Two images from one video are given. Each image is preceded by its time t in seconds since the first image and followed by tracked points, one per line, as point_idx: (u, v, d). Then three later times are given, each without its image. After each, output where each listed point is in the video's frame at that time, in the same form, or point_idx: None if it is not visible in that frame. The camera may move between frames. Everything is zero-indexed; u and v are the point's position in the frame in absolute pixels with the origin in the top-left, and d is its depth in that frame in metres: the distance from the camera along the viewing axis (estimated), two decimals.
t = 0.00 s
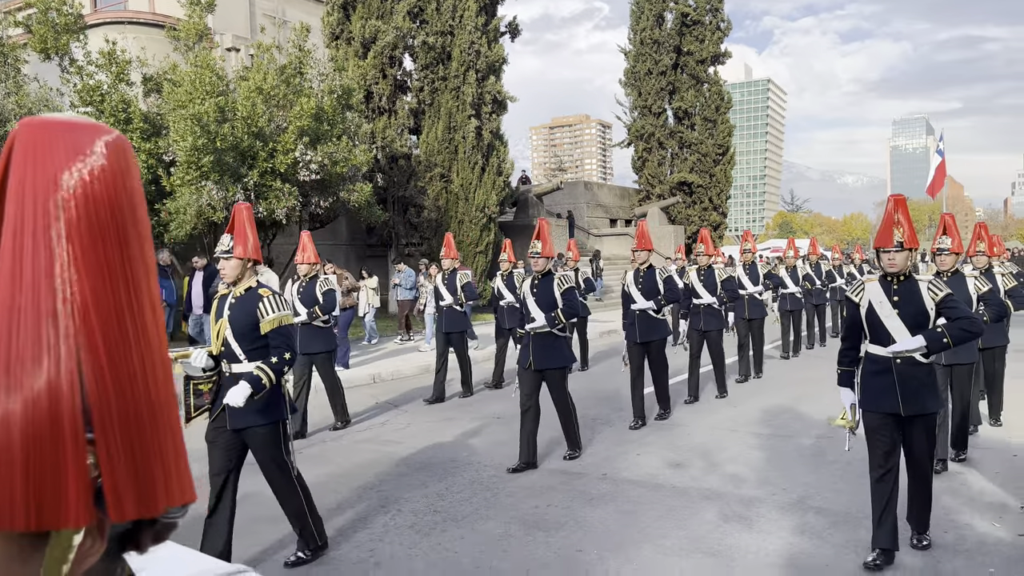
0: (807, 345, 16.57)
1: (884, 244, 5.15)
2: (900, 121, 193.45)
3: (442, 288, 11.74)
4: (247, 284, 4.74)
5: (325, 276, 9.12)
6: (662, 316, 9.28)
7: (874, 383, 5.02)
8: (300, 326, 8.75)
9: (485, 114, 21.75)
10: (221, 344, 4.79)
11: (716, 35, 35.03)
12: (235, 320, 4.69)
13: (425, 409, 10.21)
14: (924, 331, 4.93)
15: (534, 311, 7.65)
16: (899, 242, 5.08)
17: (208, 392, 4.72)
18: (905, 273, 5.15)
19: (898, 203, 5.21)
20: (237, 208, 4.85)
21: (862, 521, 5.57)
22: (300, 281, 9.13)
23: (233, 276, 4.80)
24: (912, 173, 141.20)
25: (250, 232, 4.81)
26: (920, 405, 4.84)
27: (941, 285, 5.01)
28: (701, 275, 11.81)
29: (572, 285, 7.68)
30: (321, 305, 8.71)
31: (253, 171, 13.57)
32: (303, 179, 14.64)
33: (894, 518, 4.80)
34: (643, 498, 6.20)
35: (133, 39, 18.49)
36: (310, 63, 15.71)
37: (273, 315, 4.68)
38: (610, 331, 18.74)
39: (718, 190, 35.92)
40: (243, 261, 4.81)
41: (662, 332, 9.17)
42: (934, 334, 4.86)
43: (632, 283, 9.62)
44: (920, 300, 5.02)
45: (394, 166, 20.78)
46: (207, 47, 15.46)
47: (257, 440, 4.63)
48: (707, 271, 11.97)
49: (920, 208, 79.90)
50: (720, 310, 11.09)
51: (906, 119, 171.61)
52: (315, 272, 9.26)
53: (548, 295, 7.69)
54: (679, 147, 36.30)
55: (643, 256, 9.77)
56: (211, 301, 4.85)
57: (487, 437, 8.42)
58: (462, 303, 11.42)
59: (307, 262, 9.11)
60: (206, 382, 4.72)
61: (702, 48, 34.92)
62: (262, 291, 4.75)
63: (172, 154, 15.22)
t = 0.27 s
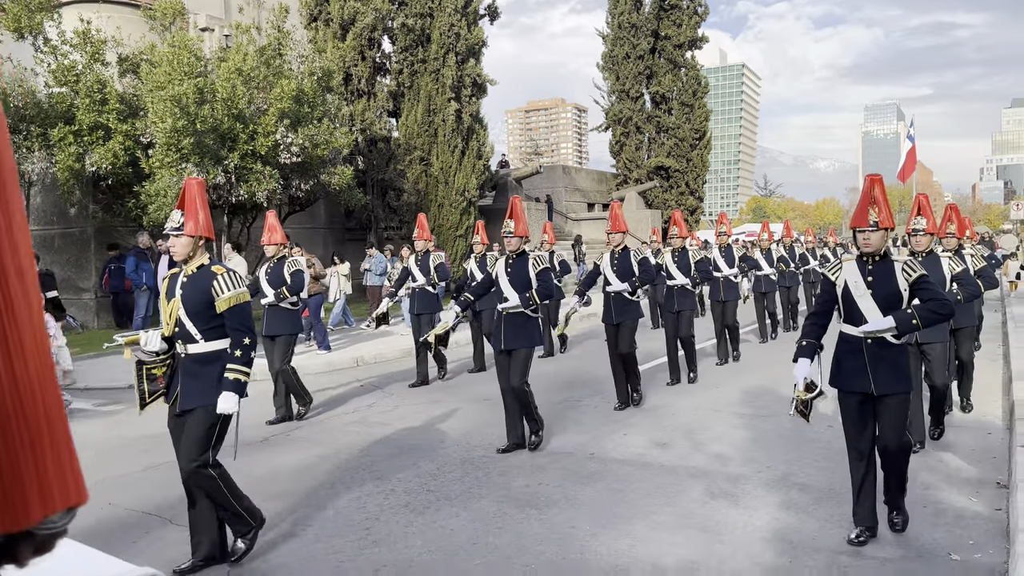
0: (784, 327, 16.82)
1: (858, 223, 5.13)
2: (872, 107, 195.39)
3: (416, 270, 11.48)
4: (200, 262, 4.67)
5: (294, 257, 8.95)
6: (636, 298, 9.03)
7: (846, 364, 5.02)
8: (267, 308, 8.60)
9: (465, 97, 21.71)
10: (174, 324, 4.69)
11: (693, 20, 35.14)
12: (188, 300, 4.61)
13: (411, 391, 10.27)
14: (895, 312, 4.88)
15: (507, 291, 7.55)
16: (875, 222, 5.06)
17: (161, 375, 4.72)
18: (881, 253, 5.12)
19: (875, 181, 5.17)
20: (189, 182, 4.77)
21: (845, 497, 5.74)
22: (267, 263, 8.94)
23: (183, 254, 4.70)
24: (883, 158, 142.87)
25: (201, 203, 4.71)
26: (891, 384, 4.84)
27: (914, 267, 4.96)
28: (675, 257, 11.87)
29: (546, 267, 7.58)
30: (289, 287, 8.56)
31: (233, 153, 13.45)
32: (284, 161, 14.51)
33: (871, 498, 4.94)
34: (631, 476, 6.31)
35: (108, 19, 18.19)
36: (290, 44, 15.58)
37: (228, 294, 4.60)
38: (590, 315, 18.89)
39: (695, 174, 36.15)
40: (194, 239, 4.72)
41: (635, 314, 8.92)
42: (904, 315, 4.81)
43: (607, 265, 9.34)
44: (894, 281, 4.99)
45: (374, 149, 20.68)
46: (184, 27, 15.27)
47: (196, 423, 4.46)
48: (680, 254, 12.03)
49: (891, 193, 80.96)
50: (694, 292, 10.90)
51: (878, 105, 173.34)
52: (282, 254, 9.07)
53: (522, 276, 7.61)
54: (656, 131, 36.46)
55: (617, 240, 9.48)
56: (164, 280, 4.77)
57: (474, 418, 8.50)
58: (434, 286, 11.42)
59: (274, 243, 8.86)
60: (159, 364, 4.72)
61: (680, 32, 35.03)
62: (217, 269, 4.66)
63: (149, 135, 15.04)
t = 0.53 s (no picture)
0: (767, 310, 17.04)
1: (842, 208, 5.04)
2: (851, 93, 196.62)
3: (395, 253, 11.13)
4: (163, 252, 4.35)
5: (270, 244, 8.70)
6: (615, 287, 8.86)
7: (828, 345, 5.03)
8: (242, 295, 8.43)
9: (451, 81, 21.69)
10: (136, 318, 4.36)
11: (677, 5, 35.21)
12: (151, 292, 4.30)
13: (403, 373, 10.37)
14: (878, 297, 4.75)
15: (489, 279, 7.25)
16: (858, 207, 4.96)
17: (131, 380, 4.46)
18: (866, 239, 5.04)
19: (858, 165, 5.07)
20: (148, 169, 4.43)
21: (832, 473, 5.93)
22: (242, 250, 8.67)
23: (145, 244, 4.36)
24: (862, 144, 143.97)
25: (162, 188, 4.37)
26: (872, 368, 4.81)
27: (898, 252, 4.83)
28: (661, 242, 11.88)
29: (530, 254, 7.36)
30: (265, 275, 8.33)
31: (221, 137, 13.40)
32: (270, 145, 14.34)
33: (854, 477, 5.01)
34: (624, 455, 6.46)
35: None
36: (275, 27, 15.50)
37: (194, 286, 4.33)
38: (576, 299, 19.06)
39: (678, 159, 36.33)
40: (157, 227, 4.38)
41: (615, 303, 8.69)
42: (886, 299, 4.70)
43: (589, 251, 9.33)
44: (877, 266, 4.89)
45: (359, 133, 20.63)
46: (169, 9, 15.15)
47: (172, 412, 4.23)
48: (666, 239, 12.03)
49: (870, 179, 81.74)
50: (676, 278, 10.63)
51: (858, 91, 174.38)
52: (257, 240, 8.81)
53: (504, 264, 7.30)
54: (640, 116, 36.56)
55: (600, 226, 9.25)
56: (125, 269, 4.45)
57: (467, 400, 8.62)
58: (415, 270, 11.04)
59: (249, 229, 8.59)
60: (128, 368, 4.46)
61: (663, 17, 35.09)
62: (181, 259, 4.37)
63: (134, 118, 14.95)
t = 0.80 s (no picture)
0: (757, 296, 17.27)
1: (835, 193, 5.15)
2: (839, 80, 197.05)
3: (381, 241, 10.88)
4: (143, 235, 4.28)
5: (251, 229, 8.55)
6: (603, 271, 8.96)
7: (819, 329, 5.14)
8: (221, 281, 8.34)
9: (443, 67, 21.74)
10: (110, 299, 4.31)
11: None
12: (128, 275, 4.26)
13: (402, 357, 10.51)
14: (869, 282, 4.94)
15: (477, 263, 7.30)
16: (851, 192, 5.07)
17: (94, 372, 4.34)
18: (858, 223, 5.19)
19: (852, 149, 5.12)
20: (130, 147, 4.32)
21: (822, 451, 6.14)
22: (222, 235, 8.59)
23: (124, 225, 4.29)
24: (850, 131, 144.54)
25: (143, 170, 4.27)
26: (863, 353, 4.91)
27: (890, 237, 5.00)
28: (652, 227, 11.72)
29: (517, 239, 7.36)
30: (244, 261, 8.19)
31: (216, 123, 13.46)
32: (267, 132, 14.52)
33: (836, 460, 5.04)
34: (620, 435, 6.65)
35: None
36: (269, 13, 15.52)
37: (171, 271, 4.25)
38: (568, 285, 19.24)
39: (668, 146, 36.49)
40: (136, 209, 4.31)
41: (603, 287, 8.72)
42: (878, 284, 4.86)
43: (576, 237, 9.40)
44: (869, 250, 5.04)
45: (351, 119, 20.69)
46: None
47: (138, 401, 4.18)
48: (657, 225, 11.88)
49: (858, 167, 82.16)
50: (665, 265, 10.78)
51: (846, 79, 174.78)
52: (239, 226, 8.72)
53: (492, 248, 7.35)
54: (630, 103, 36.67)
55: (587, 212, 9.43)
56: (103, 250, 4.38)
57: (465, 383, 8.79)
58: (403, 259, 10.98)
59: (230, 214, 8.48)
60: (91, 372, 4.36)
61: (654, 4, 35.17)
62: (161, 243, 4.30)
63: (128, 104, 14.98)
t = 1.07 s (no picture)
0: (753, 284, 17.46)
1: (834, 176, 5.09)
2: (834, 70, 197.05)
3: (374, 230, 10.81)
4: (122, 219, 4.30)
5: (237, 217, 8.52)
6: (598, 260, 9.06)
7: (817, 317, 5.12)
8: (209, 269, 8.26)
9: (441, 56, 21.79)
10: (92, 284, 4.35)
11: None
12: (108, 259, 4.28)
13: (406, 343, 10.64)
14: (868, 267, 4.96)
15: (467, 252, 7.16)
16: (850, 175, 5.01)
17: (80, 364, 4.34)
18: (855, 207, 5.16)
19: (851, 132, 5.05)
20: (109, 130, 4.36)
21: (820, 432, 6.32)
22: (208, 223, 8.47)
23: (104, 209, 4.30)
24: (844, 121, 144.75)
25: (121, 151, 4.29)
26: (863, 339, 4.99)
27: (890, 221, 4.99)
28: (645, 216, 11.43)
29: (508, 226, 7.20)
30: (231, 250, 8.17)
31: (218, 112, 13.53)
32: (267, 120, 14.58)
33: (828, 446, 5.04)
34: (623, 417, 6.81)
35: None
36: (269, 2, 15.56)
37: (147, 251, 4.25)
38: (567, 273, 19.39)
39: (664, 135, 36.59)
40: (115, 192, 4.32)
41: (598, 276, 8.94)
42: (879, 270, 4.89)
43: (568, 224, 9.30)
44: (869, 234, 5.02)
45: (350, 108, 20.74)
46: None
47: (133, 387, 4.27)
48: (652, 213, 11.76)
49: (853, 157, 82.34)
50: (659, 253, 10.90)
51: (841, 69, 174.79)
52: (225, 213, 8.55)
53: (482, 235, 7.21)
54: (626, 92, 36.75)
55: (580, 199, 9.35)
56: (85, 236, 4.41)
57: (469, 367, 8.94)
58: (394, 247, 10.77)
59: (214, 202, 8.37)
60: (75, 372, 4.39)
61: None
62: (138, 224, 4.31)
63: (129, 93, 15.05)
